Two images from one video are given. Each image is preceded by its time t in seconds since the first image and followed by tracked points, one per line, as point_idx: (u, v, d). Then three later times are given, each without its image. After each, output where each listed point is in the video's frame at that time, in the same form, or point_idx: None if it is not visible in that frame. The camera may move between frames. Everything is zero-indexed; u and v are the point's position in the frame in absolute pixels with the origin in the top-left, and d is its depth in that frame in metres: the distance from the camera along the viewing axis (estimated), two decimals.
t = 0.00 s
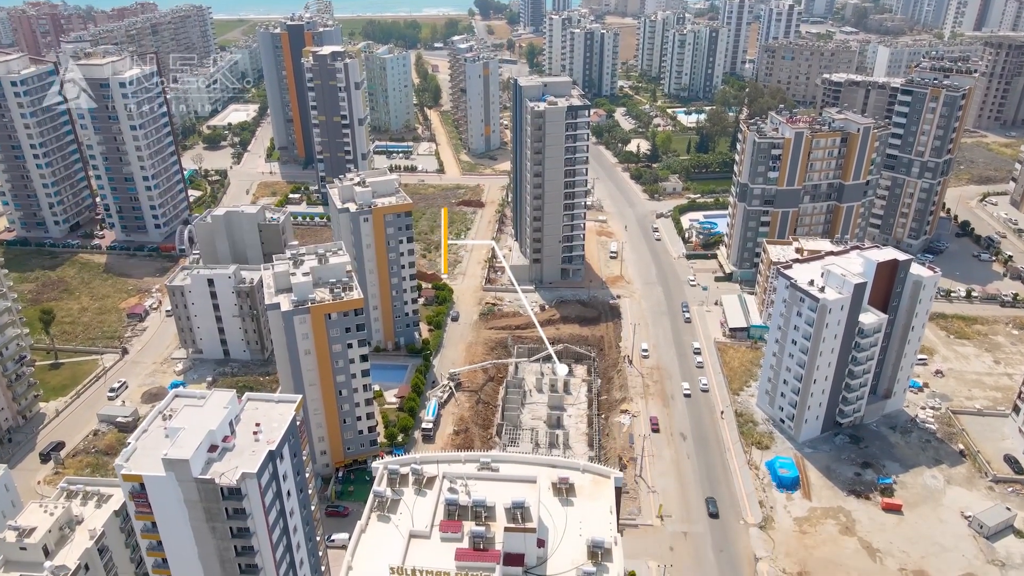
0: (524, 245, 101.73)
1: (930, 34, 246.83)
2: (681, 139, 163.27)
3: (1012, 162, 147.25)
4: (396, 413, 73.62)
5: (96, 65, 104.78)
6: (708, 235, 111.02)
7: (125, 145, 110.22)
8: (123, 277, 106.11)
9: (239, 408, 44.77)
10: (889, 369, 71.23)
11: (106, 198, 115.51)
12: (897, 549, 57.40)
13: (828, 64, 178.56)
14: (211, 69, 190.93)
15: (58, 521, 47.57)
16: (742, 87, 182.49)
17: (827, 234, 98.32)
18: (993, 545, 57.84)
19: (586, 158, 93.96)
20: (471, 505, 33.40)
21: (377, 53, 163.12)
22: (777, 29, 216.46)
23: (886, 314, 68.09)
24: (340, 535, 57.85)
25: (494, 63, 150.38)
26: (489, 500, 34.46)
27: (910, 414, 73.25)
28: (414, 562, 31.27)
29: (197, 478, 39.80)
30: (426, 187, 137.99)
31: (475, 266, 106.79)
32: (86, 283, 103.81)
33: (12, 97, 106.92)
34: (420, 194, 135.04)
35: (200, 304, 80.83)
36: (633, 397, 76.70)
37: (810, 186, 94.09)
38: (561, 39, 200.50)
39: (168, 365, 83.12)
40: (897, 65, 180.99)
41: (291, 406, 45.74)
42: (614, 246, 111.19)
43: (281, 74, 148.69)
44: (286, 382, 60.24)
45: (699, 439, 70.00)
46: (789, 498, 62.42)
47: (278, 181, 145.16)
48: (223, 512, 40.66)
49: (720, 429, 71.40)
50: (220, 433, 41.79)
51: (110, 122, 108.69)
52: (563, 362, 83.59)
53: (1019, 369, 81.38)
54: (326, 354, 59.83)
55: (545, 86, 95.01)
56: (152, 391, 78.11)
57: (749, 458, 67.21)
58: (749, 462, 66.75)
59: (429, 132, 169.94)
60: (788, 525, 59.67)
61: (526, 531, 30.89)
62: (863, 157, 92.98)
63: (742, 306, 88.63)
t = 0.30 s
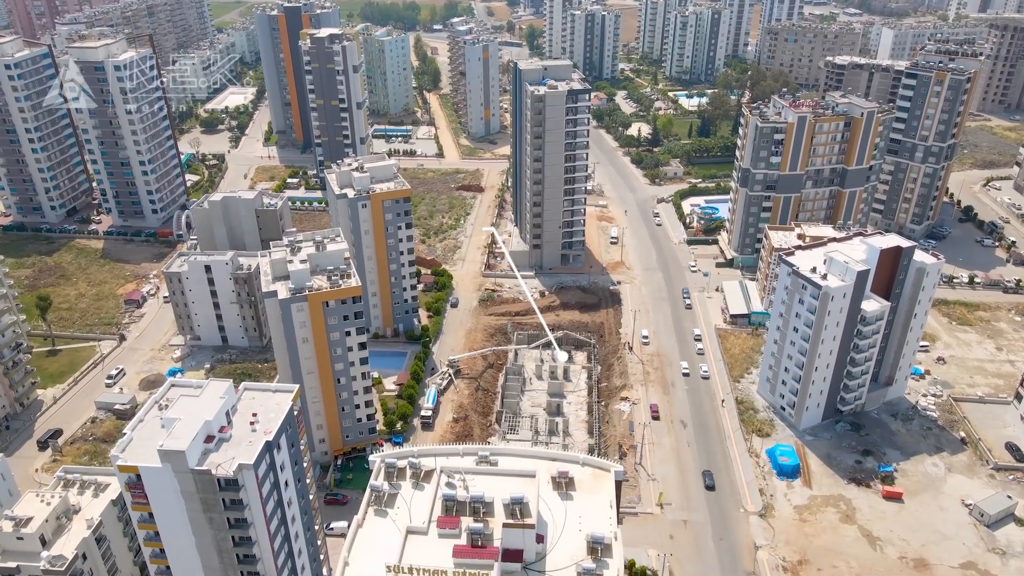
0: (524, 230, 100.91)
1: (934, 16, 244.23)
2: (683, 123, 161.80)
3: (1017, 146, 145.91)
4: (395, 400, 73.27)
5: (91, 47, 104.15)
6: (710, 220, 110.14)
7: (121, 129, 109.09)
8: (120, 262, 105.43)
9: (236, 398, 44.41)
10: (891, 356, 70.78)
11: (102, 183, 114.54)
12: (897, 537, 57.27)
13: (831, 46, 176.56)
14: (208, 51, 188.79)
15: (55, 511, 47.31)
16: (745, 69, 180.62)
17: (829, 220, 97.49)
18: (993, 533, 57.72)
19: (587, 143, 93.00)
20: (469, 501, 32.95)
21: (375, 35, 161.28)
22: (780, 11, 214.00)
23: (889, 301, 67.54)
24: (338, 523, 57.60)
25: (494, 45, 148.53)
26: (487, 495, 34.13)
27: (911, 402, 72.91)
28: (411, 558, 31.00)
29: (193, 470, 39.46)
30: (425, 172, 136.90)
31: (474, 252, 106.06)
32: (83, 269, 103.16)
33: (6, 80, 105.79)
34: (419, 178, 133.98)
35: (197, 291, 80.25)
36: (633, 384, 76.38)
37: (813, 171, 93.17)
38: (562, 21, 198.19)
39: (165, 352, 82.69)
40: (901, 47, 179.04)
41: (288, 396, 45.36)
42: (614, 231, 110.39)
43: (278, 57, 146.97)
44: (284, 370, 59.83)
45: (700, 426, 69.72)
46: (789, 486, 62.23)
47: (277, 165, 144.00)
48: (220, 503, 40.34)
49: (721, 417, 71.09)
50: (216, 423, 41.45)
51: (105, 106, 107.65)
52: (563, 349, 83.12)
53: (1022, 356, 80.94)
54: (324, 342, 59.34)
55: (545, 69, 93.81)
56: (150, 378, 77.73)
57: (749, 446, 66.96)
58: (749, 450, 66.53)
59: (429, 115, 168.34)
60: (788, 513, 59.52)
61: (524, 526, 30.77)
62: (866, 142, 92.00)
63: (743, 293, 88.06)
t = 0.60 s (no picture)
0: (524, 216, 100.07)
1: None
2: (684, 106, 160.28)
3: (1021, 131, 144.70)
4: (394, 387, 72.89)
5: (85, 30, 102.69)
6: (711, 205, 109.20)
7: (117, 114, 107.78)
8: (117, 248, 104.71)
9: (232, 388, 44.04)
10: (893, 344, 70.29)
11: (99, 167, 113.48)
12: (897, 526, 57.10)
13: (835, 28, 174.48)
14: (205, 33, 186.63)
15: (51, 501, 46.97)
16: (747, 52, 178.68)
17: (832, 206, 96.64)
18: (994, 521, 57.57)
19: (588, 128, 91.95)
20: (467, 497, 32.50)
21: (373, 17, 159.37)
22: None
23: (891, 289, 66.93)
24: (337, 512, 57.38)
25: (494, 28, 146.65)
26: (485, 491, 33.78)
27: (913, 389, 72.56)
28: (408, 556, 30.66)
29: (190, 461, 39.11)
30: (424, 156, 135.75)
31: (474, 237, 105.29)
32: (80, 255, 102.45)
33: None
34: (418, 163, 132.87)
35: (195, 277, 79.64)
36: (633, 371, 76.02)
37: (816, 156, 92.21)
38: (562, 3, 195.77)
39: (163, 339, 82.23)
40: (905, 30, 176.95)
41: (285, 386, 44.98)
42: (615, 217, 109.54)
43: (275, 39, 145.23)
44: (282, 359, 59.39)
45: (700, 414, 69.39)
46: (789, 475, 62.01)
47: (274, 149, 142.79)
48: (217, 495, 40.04)
49: (721, 404, 70.76)
50: (212, 414, 41.11)
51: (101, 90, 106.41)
52: (563, 336, 82.61)
53: None
54: (322, 330, 58.86)
55: (546, 53, 92.58)
56: (148, 365, 77.31)
57: (750, 434, 66.69)
58: (749, 438, 66.25)
59: (428, 99, 166.75)
60: (788, 502, 59.32)
61: (523, 523, 30.32)
62: (870, 127, 90.92)
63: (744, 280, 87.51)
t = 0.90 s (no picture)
0: (524, 203, 99.21)
1: None
2: (686, 91, 158.71)
3: None
4: (393, 376, 72.50)
5: (79, 14, 101.09)
6: (712, 192, 108.30)
7: (112, 99, 106.41)
8: (114, 235, 103.96)
9: (228, 379, 43.61)
10: (895, 333, 69.80)
11: (95, 153, 112.41)
12: (898, 516, 56.89)
13: (839, 11, 172.37)
14: (201, 17, 184.60)
15: (48, 492, 46.68)
16: (750, 36, 176.67)
17: (834, 192, 95.77)
18: (995, 512, 57.35)
19: (588, 114, 90.91)
20: (464, 495, 32.26)
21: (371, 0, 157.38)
22: None
23: (894, 277, 66.33)
24: (336, 502, 57.14)
25: (494, 11, 144.84)
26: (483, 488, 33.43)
27: (914, 378, 72.16)
28: (405, 554, 30.33)
29: (185, 454, 38.72)
30: (423, 142, 134.55)
31: (473, 224, 104.52)
32: (77, 242, 101.72)
33: None
34: (417, 149, 131.74)
35: (192, 265, 79.02)
36: (633, 360, 75.65)
37: (819, 142, 91.23)
38: None
39: (161, 327, 81.73)
40: (909, 13, 174.87)
41: (282, 377, 44.52)
42: (616, 203, 108.69)
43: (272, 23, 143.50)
44: (280, 348, 58.92)
45: (701, 403, 69.07)
46: (790, 464, 61.76)
47: (272, 135, 141.53)
48: (213, 487, 39.70)
49: (722, 393, 70.39)
50: (208, 406, 40.69)
51: (96, 74, 105.03)
52: (563, 324, 82.14)
53: None
54: (319, 320, 58.36)
55: (546, 37, 91.32)
56: (146, 354, 76.89)
57: (750, 423, 66.40)
58: (750, 427, 65.93)
59: (427, 83, 165.11)
60: (789, 492, 59.08)
61: (522, 522, 30.04)
62: (874, 112, 89.82)
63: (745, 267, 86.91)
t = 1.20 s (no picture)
0: (524, 189, 98.34)
1: None
2: (687, 76, 157.18)
3: None
4: (392, 365, 72.07)
5: None
6: (713, 178, 107.41)
7: (108, 84, 105.24)
8: (111, 222, 103.22)
9: (225, 371, 43.22)
10: (898, 322, 69.30)
11: (91, 139, 111.35)
12: (899, 506, 56.67)
13: None
14: None
15: (45, 484, 46.40)
16: (752, 19, 174.72)
17: (837, 179, 94.90)
18: (996, 502, 57.14)
19: (589, 100, 89.91)
20: (462, 494, 31.73)
21: None
22: None
23: (897, 266, 65.71)
24: (335, 492, 56.88)
25: None
26: (482, 485, 32.98)
27: (916, 367, 71.70)
28: (402, 554, 29.95)
29: (181, 448, 38.35)
30: (422, 128, 133.41)
31: (473, 211, 103.71)
32: (73, 229, 100.98)
33: None
34: (416, 134, 130.61)
35: (189, 253, 78.38)
36: (633, 349, 75.22)
37: (822, 128, 90.24)
38: None
39: (159, 315, 81.24)
40: None
41: (279, 369, 44.10)
42: (616, 190, 107.83)
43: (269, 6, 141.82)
44: (278, 339, 58.45)
45: (701, 393, 68.72)
46: (791, 454, 61.49)
47: (270, 120, 140.29)
48: (210, 480, 39.35)
49: (723, 382, 70.01)
50: (204, 399, 40.27)
51: (91, 59, 103.79)
52: (563, 313, 81.57)
53: None
54: (317, 310, 57.84)
55: (546, 22, 90.12)
56: (143, 342, 76.46)
57: (751, 413, 66.05)
58: (751, 417, 65.60)
59: (426, 68, 163.54)
60: (789, 482, 58.84)
61: (520, 522, 29.98)
62: (878, 98, 88.76)
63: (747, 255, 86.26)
